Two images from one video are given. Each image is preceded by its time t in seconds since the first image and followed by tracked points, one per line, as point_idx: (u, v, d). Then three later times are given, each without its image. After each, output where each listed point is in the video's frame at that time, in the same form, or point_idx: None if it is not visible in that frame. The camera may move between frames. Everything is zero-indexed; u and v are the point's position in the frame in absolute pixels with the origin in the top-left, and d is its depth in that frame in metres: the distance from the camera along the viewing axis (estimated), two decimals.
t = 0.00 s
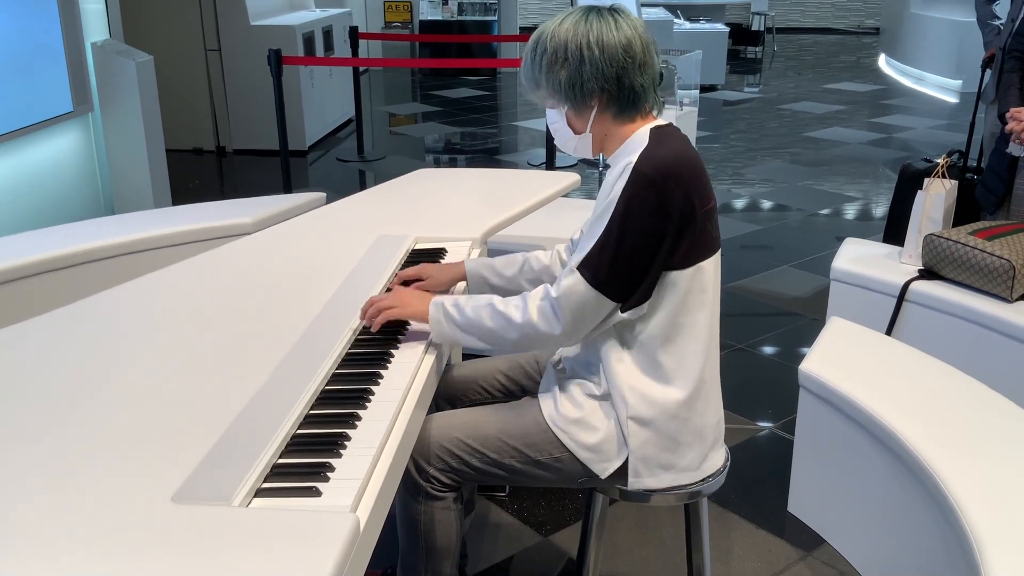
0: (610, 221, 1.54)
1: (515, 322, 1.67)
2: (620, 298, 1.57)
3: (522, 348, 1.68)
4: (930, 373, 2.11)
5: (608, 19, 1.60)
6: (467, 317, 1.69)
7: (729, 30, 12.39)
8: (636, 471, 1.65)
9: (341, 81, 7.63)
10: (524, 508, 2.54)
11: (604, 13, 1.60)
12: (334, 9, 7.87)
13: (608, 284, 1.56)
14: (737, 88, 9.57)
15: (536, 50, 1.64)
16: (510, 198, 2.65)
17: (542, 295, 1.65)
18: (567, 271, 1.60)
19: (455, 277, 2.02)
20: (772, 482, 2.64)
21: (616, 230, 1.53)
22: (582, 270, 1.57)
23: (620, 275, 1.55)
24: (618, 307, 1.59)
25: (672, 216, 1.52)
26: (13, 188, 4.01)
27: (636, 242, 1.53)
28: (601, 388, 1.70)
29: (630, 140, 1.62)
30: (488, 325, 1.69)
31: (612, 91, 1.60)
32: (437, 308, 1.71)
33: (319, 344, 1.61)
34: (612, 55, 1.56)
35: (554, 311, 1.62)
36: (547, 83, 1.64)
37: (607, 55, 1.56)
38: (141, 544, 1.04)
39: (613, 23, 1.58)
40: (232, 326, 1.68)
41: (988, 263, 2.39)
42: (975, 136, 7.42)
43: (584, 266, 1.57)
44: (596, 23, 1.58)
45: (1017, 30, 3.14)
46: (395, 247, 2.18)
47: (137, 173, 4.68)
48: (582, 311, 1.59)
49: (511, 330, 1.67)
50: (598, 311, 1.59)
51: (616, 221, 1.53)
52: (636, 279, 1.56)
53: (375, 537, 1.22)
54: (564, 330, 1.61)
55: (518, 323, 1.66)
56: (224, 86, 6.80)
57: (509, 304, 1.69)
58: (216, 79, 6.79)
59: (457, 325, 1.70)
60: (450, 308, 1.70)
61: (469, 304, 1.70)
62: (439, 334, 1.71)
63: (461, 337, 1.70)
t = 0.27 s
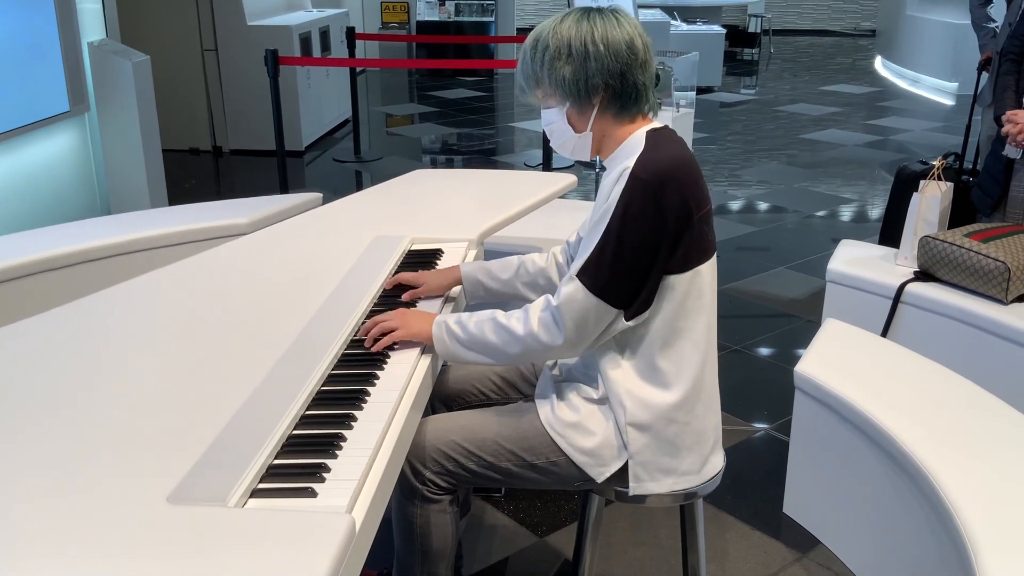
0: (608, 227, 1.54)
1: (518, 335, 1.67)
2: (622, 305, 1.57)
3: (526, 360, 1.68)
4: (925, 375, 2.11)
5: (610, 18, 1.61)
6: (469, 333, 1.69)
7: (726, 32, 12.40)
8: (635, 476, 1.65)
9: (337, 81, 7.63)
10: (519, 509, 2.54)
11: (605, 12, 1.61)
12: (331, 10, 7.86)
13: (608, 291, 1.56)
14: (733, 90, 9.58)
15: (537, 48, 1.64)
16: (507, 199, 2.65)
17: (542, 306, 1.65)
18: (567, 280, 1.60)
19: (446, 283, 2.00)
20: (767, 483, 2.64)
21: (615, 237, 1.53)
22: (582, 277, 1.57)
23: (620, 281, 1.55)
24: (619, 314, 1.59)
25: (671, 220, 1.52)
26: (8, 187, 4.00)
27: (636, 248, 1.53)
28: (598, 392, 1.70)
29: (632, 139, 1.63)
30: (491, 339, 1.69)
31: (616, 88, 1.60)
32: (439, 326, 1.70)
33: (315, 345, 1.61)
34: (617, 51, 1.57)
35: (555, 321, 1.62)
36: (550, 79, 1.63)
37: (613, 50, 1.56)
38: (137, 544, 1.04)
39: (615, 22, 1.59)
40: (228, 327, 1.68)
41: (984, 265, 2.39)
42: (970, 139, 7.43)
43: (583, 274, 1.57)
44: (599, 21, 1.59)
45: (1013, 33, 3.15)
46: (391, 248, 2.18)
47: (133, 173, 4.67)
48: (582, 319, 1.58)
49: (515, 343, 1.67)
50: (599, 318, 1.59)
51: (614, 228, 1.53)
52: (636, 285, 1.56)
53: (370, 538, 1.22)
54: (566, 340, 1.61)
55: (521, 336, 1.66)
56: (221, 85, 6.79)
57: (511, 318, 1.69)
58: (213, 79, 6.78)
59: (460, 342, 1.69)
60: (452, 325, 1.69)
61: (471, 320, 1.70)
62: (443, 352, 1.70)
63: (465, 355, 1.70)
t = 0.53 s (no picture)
0: (600, 231, 1.54)
1: (513, 338, 1.66)
2: (616, 309, 1.57)
3: (521, 363, 1.68)
4: (921, 378, 2.11)
5: (597, 22, 1.60)
6: (464, 335, 1.68)
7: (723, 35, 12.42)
8: (631, 479, 1.65)
9: (335, 83, 7.63)
10: (515, 512, 2.54)
11: (592, 17, 1.61)
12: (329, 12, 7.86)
13: (601, 295, 1.56)
14: (730, 93, 9.59)
15: (524, 55, 1.64)
16: (504, 201, 2.65)
17: (538, 310, 1.65)
18: (560, 283, 1.60)
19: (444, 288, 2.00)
20: (764, 486, 2.64)
21: (608, 241, 1.53)
22: (575, 281, 1.57)
23: (613, 285, 1.55)
24: (613, 318, 1.59)
25: (664, 224, 1.53)
26: (4, 189, 3.99)
27: (628, 251, 1.53)
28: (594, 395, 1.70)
29: (622, 143, 1.63)
30: (486, 341, 1.69)
31: (604, 94, 1.60)
32: (435, 327, 1.70)
33: (311, 347, 1.61)
34: (604, 57, 1.56)
35: (550, 325, 1.61)
36: (538, 87, 1.64)
37: (600, 56, 1.56)
38: (132, 547, 1.04)
39: (602, 26, 1.59)
40: (225, 329, 1.67)
41: (981, 269, 2.40)
42: (967, 142, 7.45)
43: (576, 277, 1.57)
44: (585, 26, 1.58)
45: (1010, 37, 3.15)
46: (388, 250, 2.18)
47: (130, 175, 4.66)
48: (576, 322, 1.58)
49: (509, 346, 1.67)
50: (594, 321, 1.59)
51: (606, 231, 1.53)
52: (630, 289, 1.56)
53: (365, 540, 1.22)
54: (559, 344, 1.60)
55: (515, 339, 1.65)
56: (218, 87, 6.79)
57: (506, 321, 1.69)
58: (210, 81, 6.78)
59: (456, 343, 1.69)
60: (448, 327, 1.69)
61: (467, 322, 1.69)
62: (438, 352, 1.70)
63: (460, 356, 1.69)
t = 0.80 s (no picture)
0: (584, 235, 1.55)
1: (497, 332, 1.66)
2: (600, 314, 1.57)
3: (504, 360, 1.67)
4: (918, 383, 2.12)
5: (565, 37, 1.59)
6: (454, 323, 1.70)
7: (722, 39, 12.44)
8: (627, 483, 1.66)
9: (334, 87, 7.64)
10: (513, 516, 2.54)
11: (561, 31, 1.59)
12: (328, 16, 7.87)
13: (585, 299, 1.56)
14: (729, 97, 9.60)
15: (498, 79, 1.65)
16: (503, 205, 2.65)
17: (525, 308, 1.65)
18: (545, 284, 1.60)
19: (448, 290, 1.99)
20: (762, 490, 2.64)
21: (591, 244, 1.54)
22: (558, 284, 1.57)
23: (596, 289, 1.55)
24: (597, 323, 1.58)
25: (648, 230, 1.53)
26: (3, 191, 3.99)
27: (612, 255, 1.54)
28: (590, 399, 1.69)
29: (602, 154, 1.63)
30: (473, 332, 1.69)
31: (578, 112, 1.60)
32: (429, 313, 1.72)
33: (309, 350, 1.61)
34: (571, 78, 1.56)
35: (533, 326, 1.61)
36: (515, 110, 1.65)
37: (567, 79, 1.56)
38: (129, 549, 1.04)
39: (568, 44, 1.57)
40: (222, 332, 1.67)
41: (978, 273, 2.40)
42: (965, 147, 7.46)
43: (560, 280, 1.57)
44: (550, 46, 1.57)
45: (1008, 42, 3.16)
46: (386, 253, 2.18)
47: (129, 178, 4.66)
48: (558, 325, 1.58)
49: (492, 340, 1.67)
50: (578, 325, 1.58)
51: (591, 234, 1.54)
52: (613, 294, 1.56)
53: (362, 544, 1.21)
54: (540, 345, 1.60)
55: (499, 334, 1.66)
56: (217, 90, 6.79)
57: (495, 315, 1.68)
58: (209, 84, 6.78)
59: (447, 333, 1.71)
60: (441, 314, 1.71)
61: (459, 310, 1.70)
62: (430, 338, 1.72)
63: (449, 345, 1.71)
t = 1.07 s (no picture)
0: (575, 250, 1.55)
1: (507, 350, 1.68)
2: (599, 325, 1.57)
3: (517, 374, 1.70)
4: (916, 386, 2.12)
5: (529, 64, 1.59)
6: (467, 339, 1.73)
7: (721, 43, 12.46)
8: (626, 487, 1.65)
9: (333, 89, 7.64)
10: (511, 519, 2.53)
11: (525, 58, 1.60)
12: (327, 19, 7.88)
13: (582, 313, 1.56)
14: (728, 100, 9.61)
15: (474, 114, 1.66)
16: (501, 207, 2.65)
17: (531, 324, 1.65)
18: (543, 303, 1.61)
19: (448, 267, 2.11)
20: (761, 493, 2.64)
21: (583, 259, 1.54)
22: (556, 301, 1.58)
23: (592, 302, 1.55)
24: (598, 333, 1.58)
25: (640, 237, 1.53)
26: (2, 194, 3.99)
27: (605, 268, 1.53)
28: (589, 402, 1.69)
29: (588, 167, 1.62)
30: (485, 348, 1.71)
31: (558, 134, 1.60)
32: (444, 329, 1.75)
33: (307, 353, 1.61)
34: (545, 104, 1.57)
35: (539, 344, 1.62)
36: (496, 140, 1.66)
37: (541, 104, 1.57)
38: (126, 552, 1.03)
39: (535, 70, 1.58)
40: (220, 335, 1.67)
41: (976, 277, 2.40)
42: (964, 150, 7.47)
43: (557, 295, 1.57)
44: (518, 75, 1.58)
45: (1007, 45, 3.16)
46: (385, 256, 2.18)
47: (128, 180, 4.67)
48: (561, 340, 1.59)
49: (504, 357, 1.69)
50: (579, 340, 1.58)
51: (581, 248, 1.54)
52: (609, 306, 1.56)
53: (360, 547, 1.21)
54: (548, 363, 1.62)
55: (509, 351, 1.68)
56: (217, 93, 6.80)
57: (505, 332, 1.70)
58: (208, 87, 6.78)
59: (461, 346, 1.73)
60: (455, 329, 1.74)
61: (472, 325, 1.73)
62: (446, 351, 1.75)
63: (463, 359, 1.74)
